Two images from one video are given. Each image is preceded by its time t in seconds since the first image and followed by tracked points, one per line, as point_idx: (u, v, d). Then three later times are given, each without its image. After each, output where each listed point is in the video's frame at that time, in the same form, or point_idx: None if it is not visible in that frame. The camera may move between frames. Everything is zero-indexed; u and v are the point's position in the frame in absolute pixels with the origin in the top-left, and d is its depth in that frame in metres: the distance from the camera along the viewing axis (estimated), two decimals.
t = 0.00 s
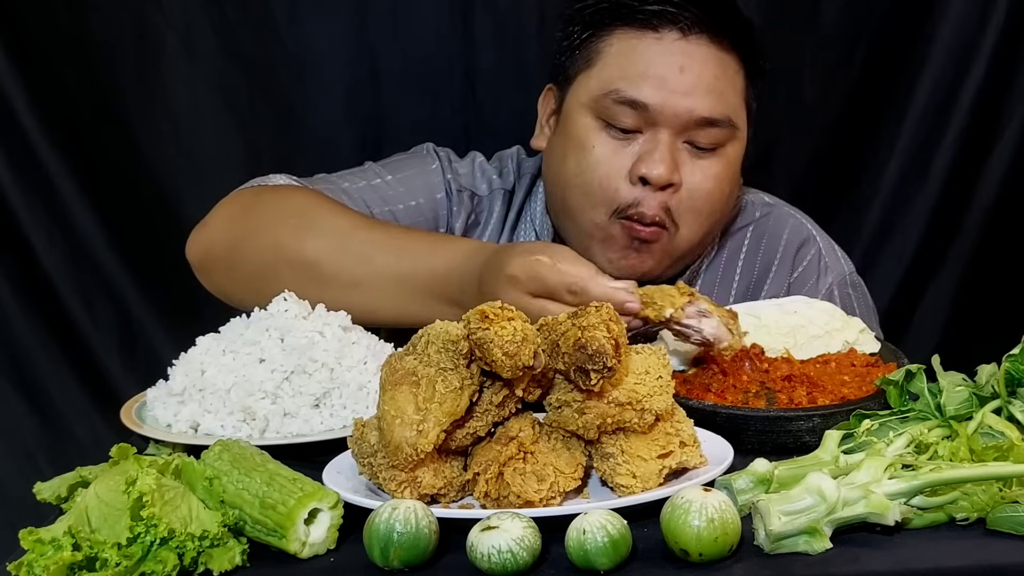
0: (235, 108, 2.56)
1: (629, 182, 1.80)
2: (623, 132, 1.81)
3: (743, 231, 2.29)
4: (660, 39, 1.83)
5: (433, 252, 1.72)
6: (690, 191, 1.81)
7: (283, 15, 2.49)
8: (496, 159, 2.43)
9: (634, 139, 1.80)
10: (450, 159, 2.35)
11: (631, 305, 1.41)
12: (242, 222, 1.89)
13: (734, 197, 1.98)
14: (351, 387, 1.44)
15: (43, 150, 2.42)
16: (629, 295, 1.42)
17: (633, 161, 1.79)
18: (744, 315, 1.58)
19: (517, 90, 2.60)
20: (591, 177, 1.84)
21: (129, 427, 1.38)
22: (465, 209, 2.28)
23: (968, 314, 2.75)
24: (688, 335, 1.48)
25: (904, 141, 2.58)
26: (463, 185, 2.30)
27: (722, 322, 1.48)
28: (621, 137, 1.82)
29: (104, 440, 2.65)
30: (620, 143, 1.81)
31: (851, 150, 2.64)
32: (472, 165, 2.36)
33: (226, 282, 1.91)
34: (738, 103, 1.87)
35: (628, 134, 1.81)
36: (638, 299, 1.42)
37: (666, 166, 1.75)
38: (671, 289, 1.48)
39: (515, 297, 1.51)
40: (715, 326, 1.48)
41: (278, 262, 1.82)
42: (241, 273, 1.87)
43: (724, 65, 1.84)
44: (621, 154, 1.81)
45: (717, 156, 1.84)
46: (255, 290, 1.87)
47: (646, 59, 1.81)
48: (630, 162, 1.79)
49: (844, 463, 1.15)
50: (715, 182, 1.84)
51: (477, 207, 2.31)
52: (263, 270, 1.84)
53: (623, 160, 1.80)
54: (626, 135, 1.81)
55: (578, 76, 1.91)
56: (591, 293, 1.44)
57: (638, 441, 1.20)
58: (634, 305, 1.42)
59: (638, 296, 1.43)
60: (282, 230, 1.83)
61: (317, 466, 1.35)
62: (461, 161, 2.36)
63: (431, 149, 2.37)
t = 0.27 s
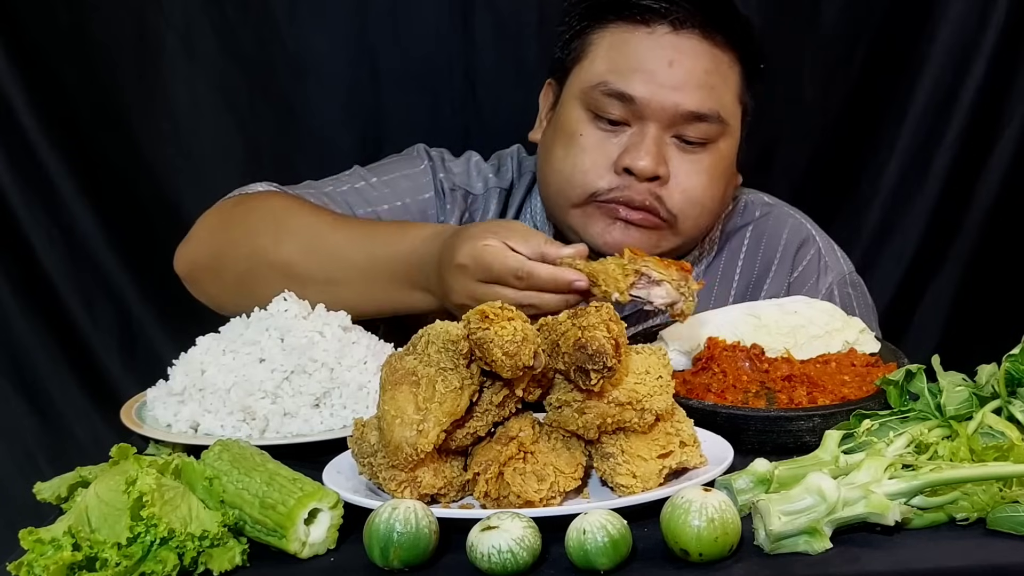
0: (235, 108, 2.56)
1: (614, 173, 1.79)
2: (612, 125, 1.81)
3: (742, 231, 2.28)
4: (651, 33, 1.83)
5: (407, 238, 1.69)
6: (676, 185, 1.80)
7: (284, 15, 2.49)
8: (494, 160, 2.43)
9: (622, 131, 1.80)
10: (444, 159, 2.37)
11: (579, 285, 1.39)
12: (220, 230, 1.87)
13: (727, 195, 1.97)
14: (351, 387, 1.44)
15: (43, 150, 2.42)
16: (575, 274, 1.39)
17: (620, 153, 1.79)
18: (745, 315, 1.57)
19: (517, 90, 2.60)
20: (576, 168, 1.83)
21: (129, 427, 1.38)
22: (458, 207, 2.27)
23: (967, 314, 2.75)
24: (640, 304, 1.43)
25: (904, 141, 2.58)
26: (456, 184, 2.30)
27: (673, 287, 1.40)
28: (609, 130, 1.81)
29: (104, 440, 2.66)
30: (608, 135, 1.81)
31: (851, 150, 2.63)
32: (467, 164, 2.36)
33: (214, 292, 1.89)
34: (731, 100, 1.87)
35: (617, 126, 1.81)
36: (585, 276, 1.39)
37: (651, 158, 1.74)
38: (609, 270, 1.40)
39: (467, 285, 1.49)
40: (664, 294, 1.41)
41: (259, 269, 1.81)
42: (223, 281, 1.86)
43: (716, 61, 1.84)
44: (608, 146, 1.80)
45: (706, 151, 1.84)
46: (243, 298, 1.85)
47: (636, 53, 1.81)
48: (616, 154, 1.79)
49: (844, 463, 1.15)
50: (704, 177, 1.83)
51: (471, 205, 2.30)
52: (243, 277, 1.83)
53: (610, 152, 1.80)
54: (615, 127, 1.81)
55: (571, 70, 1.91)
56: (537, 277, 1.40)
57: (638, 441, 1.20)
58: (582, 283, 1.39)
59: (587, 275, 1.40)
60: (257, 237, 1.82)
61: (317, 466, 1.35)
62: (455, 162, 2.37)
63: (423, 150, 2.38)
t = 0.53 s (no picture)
0: (234, 108, 2.56)
1: (589, 168, 1.77)
2: (589, 121, 1.80)
3: (741, 232, 2.29)
4: (629, 30, 1.83)
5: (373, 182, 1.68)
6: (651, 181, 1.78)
7: (283, 15, 2.49)
8: (492, 157, 2.43)
9: (599, 127, 1.79)
10: (441, 151, 2.37)
11: (523, 229, 1.38)
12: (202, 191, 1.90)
13: (710, 193, 1.94)
14: (351, 386, 1.44)
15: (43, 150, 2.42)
16: (518, 218, 1.38)
17: (595, 148, 1.77)
18: (745, 315, 1.58)
19: (517, 90, 2.60)
20: (554, 165, 1.81)
21: (129, 427, 1.38)
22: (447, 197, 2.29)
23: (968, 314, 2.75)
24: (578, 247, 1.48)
25: (904, 141, 2.58)
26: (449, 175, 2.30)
27: (612, 241, 1.46)
28: (587, 126, 1.80)
29: (104, 440, 2.66)
30: (584, 131, 1.80)
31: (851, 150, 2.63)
32: (463, 157, 2.36)
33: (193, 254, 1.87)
34: (711, 97, 1.86)
35: (594, 123, 1.80)
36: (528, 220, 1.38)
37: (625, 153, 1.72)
38: (551, 226, 1.41)
39: (415, 222, 1.47)
40: (603, 245, 1.46)
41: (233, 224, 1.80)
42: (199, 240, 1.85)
43: (693, 57, 1.83)
44: (584, 141, 1.79)
45: (684, 148, 1.81)
46: (222, 261, 1.83)
47: (614, 50, 1.82)
48: (591, 149, 1.77)
49: (844, 463, 1.15)
50: (681, 173, 1.80)
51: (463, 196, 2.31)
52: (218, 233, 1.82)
53: (586, 147, 1.78)
54: (592, 123, 1.80)
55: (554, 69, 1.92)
56: (480, 217, 1.39)
57: (638, 441, 1.20)
58: (525, 226, 1.38)
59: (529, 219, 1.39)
60: (234, 192, 1.83)
61: (317, 466, 1.35)
62: (452, 154, 2.37)
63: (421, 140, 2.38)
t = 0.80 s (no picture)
0: (235, 107, 2.56)
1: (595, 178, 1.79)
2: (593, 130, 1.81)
3: (740, 233, 2.27)
4: (632, 38, 1.82)
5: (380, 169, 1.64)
6: (656, 189, 1.81)
7: (284, 15, 2.49)
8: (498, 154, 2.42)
9: (603, 136, 1.80)
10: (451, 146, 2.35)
11: (562, 220, 1.36)
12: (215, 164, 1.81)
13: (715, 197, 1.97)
14: (352, 386, 1.44)
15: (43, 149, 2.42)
16: (557, 208, 1.36)
17: (600, 158, 1.78)
18: (744, 315, 1.59)
19: (518, 90, 2.60)
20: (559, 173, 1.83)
21: (129, 427, 1.38)
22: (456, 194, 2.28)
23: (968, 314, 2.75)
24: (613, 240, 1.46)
25: (905, 141, 2.58)
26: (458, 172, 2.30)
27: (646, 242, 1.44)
28: (591, 134, 1.81)
29: (104, 439, 2.67)
30: (588, 140, 1.81)
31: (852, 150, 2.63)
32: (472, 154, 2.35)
33: (200, 231, 1.78)
34: (715, 105, 1.86)
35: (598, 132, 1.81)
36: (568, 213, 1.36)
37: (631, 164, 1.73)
38: (588, 223, 1.40)
39: (450, 205, 1.44)
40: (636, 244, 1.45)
41: (248, 201, 1.72)
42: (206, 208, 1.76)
43: (698, 65, 1.83)
44: (589, 151, 1.79)
45: (688, 156, 1.83)
46: (231, 237, 1.74)
47: (617, 57, 1.81)
48: (596, 158, 1.78)
49: (844, 463, 1.15)
50: (685, 181, 1.83)
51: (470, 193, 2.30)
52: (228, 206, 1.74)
53: (590, 156, 1.79)
54: (596, 132, 1.81)
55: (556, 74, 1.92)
56: (521, 205, 1.37)
57: (638, 441, 1.20)
58: (564, 218, 1.36)
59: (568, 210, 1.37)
60: (248, 168, 1.75)
61: (317, 466, 1.35)
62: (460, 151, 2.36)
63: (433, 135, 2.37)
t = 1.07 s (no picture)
0: (236, 108, 2.56)
1: (631, 197, 1.81)
2: (625, 146, 1.81)
3: (748, 230, 2.27)
4: (661, 50, 1.82)
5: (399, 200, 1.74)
6: (692, 203, 1.83)
7: (284, 15, 2.49)
8: (505, 153, 2.43)
9: (635, 153, 1.80)
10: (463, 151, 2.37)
11: (614, 279, 1.37)
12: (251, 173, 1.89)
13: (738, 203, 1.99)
14: (352, 387, 1.44)
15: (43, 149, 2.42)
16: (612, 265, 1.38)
17: (635, 176, 1.79)
18: (745, 316, 1.59)
19: (518, 91, 2.60)
20: (593, 191, 1.84)
21: (129, 427, 1.38)
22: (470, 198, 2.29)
23: (968, 314, 2.75)
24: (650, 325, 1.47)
25: (905, 141, 2.58)
26: (471, 176, 2.31)
27: (685, 336, 1.45)
28: (623, 151, 1.81)
29: (104, 439, 2.66)
30: (622, 157, 1.81)
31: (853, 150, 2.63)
32: (483, 158, 2.36)
33: (221, 239, 1.87)
34: (740, 114, 1.87)
35: (631, 148, 1.81)
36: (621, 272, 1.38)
37: (669, 179, 1.76)
38: (642, 291, 1.40)
39: (509, 232, 1.49)
40: (674, 338, 1.45)
41: (276, 220, 1.79)
42: (232, 217, 1.84)
43: (725, 76, 1.83)
44: (623, 169, 1.81)
45: (719, 168, 1.85)
46: (251, 249, 1.82)
47: (645, 71, 1.81)
48: (633, 176, 1.80)
49: (844, 463, 1.15)
50: (717, 193, 1.85)
51: (483, 197, 2.31)
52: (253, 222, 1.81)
53: (626, 173, 1.81)
54: (628, 149, 1.81)
55: (578, 89, 1.90)
56: (580, 249, 1.40)
57: (638, 441, 1.20)
58: (617, 275, 1.38)
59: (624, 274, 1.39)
60: (282, 185, 1.82)
61: (317, 466, 1.35)
62: (472, 155, 2.37)
63: (446, 139, 2.39)
